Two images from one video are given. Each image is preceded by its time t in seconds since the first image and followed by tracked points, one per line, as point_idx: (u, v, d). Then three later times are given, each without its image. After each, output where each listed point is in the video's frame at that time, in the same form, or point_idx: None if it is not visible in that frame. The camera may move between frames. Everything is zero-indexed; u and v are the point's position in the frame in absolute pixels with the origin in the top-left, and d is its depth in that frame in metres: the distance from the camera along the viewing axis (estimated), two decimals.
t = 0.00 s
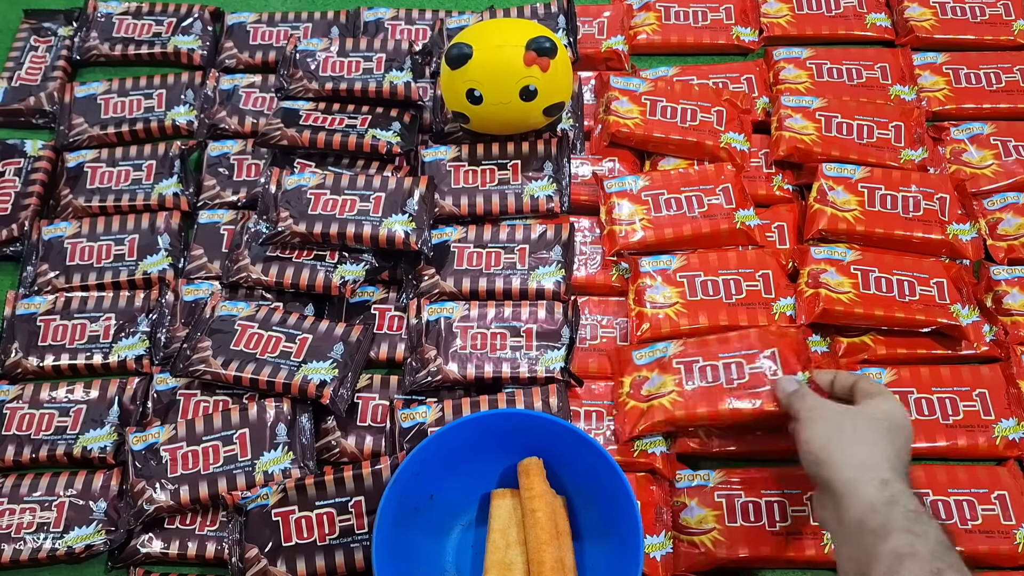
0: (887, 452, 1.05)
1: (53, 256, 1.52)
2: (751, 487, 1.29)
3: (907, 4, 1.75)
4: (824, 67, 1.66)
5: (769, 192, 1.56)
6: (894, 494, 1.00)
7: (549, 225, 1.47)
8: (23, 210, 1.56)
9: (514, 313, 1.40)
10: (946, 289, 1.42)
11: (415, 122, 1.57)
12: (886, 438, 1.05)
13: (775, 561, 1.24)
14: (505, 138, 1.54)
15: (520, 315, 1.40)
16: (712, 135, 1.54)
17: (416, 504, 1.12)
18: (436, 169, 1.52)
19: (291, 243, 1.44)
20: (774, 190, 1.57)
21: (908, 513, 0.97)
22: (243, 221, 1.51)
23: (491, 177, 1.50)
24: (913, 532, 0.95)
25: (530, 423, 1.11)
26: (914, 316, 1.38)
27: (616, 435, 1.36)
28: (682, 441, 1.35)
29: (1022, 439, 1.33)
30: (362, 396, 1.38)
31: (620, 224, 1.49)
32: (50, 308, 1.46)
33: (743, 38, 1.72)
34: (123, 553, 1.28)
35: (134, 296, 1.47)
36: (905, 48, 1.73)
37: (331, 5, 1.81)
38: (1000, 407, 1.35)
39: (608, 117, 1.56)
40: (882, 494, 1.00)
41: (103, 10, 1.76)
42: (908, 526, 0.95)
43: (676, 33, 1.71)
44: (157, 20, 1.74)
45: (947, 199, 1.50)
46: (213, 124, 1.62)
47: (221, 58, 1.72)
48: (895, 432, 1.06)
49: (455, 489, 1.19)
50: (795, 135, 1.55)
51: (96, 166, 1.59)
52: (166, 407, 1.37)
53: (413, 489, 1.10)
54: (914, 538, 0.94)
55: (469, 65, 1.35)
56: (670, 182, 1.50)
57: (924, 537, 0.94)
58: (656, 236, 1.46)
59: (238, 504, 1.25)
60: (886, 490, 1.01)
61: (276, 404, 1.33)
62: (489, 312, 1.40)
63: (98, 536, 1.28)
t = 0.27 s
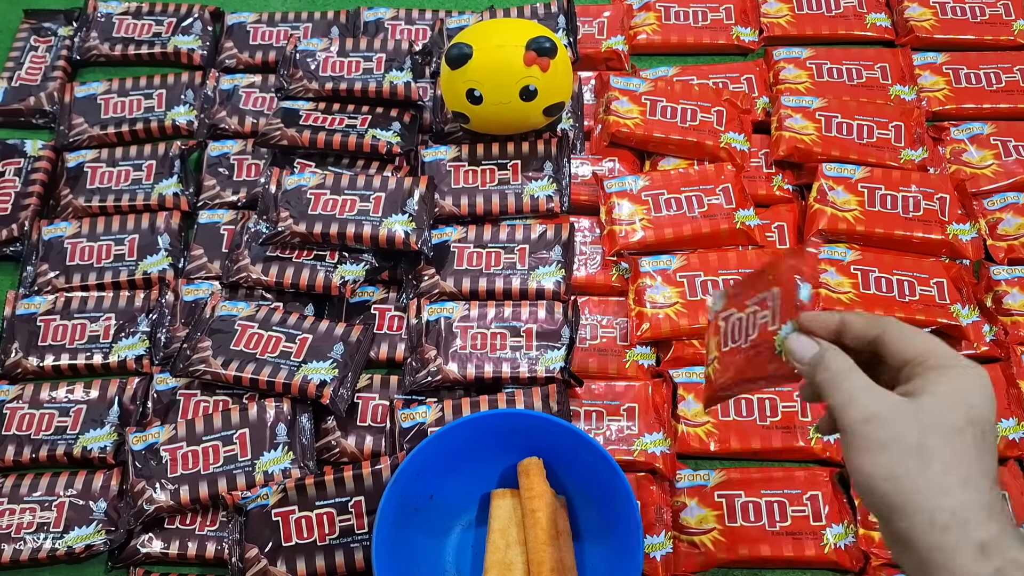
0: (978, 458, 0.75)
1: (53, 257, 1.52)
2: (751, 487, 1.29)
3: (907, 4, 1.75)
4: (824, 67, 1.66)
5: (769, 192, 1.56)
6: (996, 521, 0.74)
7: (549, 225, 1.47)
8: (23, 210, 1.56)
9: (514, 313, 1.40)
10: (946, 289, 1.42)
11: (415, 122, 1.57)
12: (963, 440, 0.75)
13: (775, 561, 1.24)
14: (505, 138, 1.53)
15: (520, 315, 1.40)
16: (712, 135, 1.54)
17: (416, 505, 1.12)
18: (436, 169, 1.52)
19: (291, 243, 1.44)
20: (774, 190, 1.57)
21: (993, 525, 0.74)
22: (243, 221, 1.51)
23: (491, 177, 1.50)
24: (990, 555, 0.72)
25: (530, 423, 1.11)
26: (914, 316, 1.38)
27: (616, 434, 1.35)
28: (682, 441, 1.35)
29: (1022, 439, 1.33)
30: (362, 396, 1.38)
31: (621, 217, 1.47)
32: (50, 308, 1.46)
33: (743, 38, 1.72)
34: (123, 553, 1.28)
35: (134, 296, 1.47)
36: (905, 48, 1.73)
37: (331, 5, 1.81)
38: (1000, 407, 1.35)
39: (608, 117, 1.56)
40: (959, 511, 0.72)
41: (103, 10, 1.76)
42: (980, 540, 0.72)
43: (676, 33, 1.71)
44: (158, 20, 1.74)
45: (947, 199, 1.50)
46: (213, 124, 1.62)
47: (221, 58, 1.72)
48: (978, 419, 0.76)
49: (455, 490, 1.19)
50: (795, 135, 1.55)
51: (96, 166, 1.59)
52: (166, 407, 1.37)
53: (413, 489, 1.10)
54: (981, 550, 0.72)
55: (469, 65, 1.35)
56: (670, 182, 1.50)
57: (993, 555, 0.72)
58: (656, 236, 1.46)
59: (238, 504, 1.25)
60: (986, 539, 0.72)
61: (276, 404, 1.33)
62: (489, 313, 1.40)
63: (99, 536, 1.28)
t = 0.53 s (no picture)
0: (842, 442, 0.58)
1: (53, 257, 1.51)
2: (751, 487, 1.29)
3: (907, 4, 1.75)
4: (824, 67, 1.66)
5: (768, 192, 1.56)
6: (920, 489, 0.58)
7: (549, 225, 1.47)
8: (23, 210, 1.56)
9: (514, 313, 1.40)
10: (946, 289, 1.42)
11: (415, 122, 1.57)
12: (816, 432, 0.58)
13: (775, 561, 1.25)
14: (505, 138, 1.53)
15: (520, 315, 1.40)
16: (712, 135, 1.54)
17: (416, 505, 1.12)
18: (436, 170, 1.52)
19: (291, 243, 1.45)
20: (774, 190, 1.57)
21: (898, 501, 0.58)
22: (243, 221, 1.51)
23: (491, 177, 1.50)
24: (886, 555, 0.57)
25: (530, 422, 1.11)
26: (914, 316, 1.39)
27: (616, 434, 1.34)
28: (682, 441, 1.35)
29: (1022, 439, 1.33)
30: (362, 396, 1.38)
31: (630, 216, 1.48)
32: (50, 309, 1.46)
33: (743, 38, 1.72)
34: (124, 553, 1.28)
35: (134, 296, 1.47)
36: (905, 48, 1.73)
37: (331, 5, 1.81)
38: (1000, 407, 1.35)
39: (608, 117, 1.56)
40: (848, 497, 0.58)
41: (103, 10, 1.76)
42: (880, 536, 0.57)
43: (676, 33, 1.71)
44: (158, 20, 1.74)
45: (947, 199, 1.50)
46: (213, 124, 1.62)
47: (221, 58, 1.72)
48: (855, 396, 0.58)
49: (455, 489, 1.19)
50: (795, 135, 1.55)
51: (96, 166, 1.59)
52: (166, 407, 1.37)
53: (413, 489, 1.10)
54: (908, 550, 0.57)
55: (469, 65, 1.35)
56: (670, 182, 1.50)
57: (915, 540, 0.57)
58: (656, 236, 1.46)
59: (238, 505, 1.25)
60: (878, 526, 0.57)
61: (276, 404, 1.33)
62: (489, 312, 1.40)
63: (99, 536, 1.28)
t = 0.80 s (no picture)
0: (764, 471, 0.45)
1: (53, 257, 1.51)
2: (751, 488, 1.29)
3: (907, 4, 1.74)
4: (824, 67, 1.66)
5: (769, 192, 1.56)
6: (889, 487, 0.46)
7: (549, 225, 1.47)
8: (23, 210, 1.56)
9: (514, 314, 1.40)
10: (946, 289, 1.42)
11: (415, 122, 1.57)
12: (729, 470, 0.46)
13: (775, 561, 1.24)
14: (505, 138, 1.53)
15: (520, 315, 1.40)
16: (712, 135, 1.54)
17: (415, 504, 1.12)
18: (436, 170, 1.52)
19: (291, 243, 1.45)
20: (774, 190, 1.56)
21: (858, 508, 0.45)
22: (243, 221, 1.51)
23: (491, 177, 1.50)
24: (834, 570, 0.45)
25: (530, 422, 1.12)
26: (914, 316, 1.39)
27: (616, 435, 1.34)
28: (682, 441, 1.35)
29: (1022, 439, 1.32)
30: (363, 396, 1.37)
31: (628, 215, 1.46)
32: (50, 309, 1.46)
33: (743, 38, 1.72)
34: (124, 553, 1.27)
35: (134, 296, 1.47)
36: (905, 48, 1.72)
37: (331, 5, 1.81)
38: (1000, 407, 1.35)
39: (608, 117, 1.56)
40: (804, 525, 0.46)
41: (103, 10, 1.76)
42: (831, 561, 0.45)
43: (676, 33, 1.71)
44: (157, 20, 1.75)
45: (947, 199, 1.50)
46: (213, 123, 1.62)
47: (220, 58, 1.72)
48: (761, 429, 0.45)
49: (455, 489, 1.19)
50: (796, 134, 1.55)
51: (97, 166, 1.59)
52: (166, 407, 1.37)
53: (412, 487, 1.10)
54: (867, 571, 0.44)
55: (469, 65, 1.35)
56: (670, 182, 1.50)
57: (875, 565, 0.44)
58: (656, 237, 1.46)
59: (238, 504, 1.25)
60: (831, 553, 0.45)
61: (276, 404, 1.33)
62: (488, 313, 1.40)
63: (98, 536, 1.28)
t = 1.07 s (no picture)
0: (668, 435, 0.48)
1: (53, 256, 1.51)
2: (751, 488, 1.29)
3: (907, 4, 1.74)
4: (824, 67, 1.66)
5: (769, 192, 1.56)
6: (815, 446, 0.48)
7: (549, 225, 1.47)
8: (23, 210, 1.56)
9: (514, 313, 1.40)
10: (946, 289, 1.42)
11: (415, 122, 1.57)
12: (637, 435, 0.49)
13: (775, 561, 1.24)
14: (505, 138, 1.53)
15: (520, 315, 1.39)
16: (712, 135, 1.54)
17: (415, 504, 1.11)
18: (436, 170, 1.52)
19: (291, 243, 1.45)
20: (774, 190, 1.56)
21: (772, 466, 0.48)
22: (243, 221, 1.51)
23: (491, 177, 1.50)
24: (751, 522, 0.48)
25: (530, 422, 1.12)
26: (914, 316, 1.39)
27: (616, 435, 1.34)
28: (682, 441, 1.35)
29: (1022, 439, 1.32)
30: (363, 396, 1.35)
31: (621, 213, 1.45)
32: (50, 309, 1.46)
33: (743, 38, 1.72)
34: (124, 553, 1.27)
35: (133, 296, 1.47)
36: (905, 48, 1.72)
37: (331, 5, 1.81)
38: (1000, 407, 1.35)
39: (608, 117, 1.56)
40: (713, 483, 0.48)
41: (103, 10, 1.76)
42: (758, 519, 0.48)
43: (676, 33, 1.71)
44: (157, 20, 1.74)
45: (947, 199, 1.50)
46: (213, 124, 1.62)
47: (220, 58, 1.72)
48: (660, 395, 0.48)
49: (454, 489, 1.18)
50: (796, 135, 1.55)
51: (96, 166, 1.59)
52: (165, 407, 1.37)
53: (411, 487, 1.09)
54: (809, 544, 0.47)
55: (469, 65, 1.35)
56: (670, 182, 1.50)
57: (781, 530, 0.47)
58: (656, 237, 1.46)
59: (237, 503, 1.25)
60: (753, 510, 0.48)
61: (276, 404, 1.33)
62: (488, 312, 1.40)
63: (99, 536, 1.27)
